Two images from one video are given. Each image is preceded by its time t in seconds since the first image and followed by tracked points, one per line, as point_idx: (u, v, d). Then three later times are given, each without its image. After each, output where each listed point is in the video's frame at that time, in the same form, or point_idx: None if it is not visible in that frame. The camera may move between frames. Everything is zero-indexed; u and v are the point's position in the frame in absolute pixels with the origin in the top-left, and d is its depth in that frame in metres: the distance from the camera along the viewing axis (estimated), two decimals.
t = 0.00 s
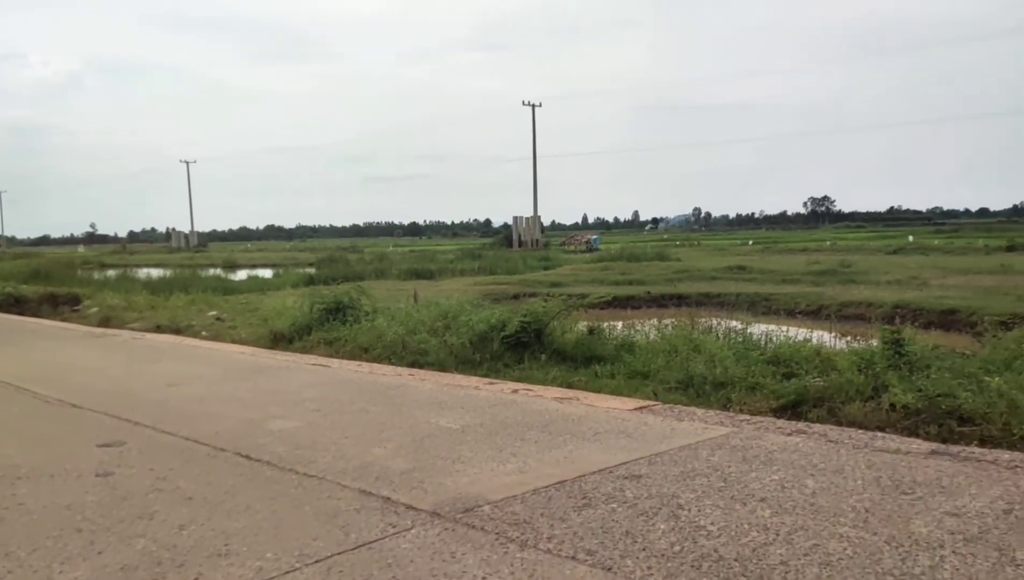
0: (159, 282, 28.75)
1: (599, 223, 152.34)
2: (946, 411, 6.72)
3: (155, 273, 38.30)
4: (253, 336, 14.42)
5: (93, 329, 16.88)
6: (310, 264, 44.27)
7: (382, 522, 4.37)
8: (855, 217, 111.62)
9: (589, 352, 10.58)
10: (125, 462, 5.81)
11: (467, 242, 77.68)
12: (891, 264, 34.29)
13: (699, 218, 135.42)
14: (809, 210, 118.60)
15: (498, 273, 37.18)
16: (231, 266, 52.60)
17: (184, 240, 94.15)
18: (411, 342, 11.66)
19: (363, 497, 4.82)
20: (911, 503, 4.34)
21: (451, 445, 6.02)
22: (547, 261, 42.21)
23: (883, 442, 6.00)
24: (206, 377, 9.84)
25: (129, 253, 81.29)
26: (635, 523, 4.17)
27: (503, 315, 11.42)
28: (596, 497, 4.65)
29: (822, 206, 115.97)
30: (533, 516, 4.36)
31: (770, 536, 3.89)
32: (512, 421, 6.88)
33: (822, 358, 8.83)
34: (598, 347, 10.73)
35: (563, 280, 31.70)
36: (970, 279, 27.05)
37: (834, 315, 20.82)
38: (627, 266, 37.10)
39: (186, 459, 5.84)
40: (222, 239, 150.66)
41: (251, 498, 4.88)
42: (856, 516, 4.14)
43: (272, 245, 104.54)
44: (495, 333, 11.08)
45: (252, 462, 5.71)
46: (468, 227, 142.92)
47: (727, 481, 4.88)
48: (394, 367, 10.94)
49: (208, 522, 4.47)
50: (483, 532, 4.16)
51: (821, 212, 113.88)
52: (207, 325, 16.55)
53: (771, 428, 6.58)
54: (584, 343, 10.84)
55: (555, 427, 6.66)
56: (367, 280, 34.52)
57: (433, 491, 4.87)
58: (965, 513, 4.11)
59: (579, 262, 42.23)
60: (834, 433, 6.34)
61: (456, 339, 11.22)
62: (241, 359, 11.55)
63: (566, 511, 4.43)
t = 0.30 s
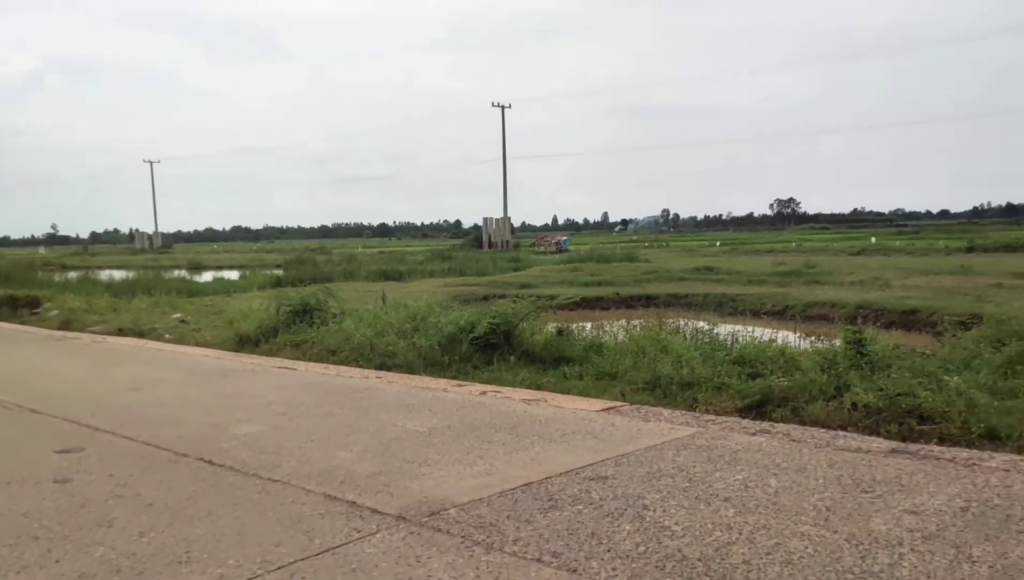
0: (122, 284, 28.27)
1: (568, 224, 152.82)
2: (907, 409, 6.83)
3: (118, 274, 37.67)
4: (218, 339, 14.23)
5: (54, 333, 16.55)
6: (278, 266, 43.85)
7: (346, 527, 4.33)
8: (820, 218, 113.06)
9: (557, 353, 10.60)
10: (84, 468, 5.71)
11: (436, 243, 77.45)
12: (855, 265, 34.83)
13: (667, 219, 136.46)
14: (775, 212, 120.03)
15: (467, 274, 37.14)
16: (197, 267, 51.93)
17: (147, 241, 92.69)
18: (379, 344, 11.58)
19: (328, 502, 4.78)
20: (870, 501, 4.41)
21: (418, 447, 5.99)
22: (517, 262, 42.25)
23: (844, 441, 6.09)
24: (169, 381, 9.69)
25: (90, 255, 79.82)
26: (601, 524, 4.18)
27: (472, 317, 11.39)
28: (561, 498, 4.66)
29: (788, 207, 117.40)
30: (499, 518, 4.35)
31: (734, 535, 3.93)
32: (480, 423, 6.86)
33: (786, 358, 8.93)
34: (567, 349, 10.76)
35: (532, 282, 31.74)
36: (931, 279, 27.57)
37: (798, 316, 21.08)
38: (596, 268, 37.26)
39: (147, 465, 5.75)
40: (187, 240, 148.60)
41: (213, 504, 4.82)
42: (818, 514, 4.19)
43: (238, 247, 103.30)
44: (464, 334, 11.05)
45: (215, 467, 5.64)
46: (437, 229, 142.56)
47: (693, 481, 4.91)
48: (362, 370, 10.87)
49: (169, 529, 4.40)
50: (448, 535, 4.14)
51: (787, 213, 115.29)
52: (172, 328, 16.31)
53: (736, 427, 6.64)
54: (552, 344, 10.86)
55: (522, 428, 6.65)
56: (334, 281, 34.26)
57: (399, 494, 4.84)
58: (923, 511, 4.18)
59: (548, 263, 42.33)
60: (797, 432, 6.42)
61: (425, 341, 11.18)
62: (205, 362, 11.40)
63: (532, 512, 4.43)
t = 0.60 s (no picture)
0: (78, 285, 27.68)
1: (533, 224, 153.10)
2: (862, 407, 6.95)
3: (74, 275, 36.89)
4: (177, 341, 14.00)
5: (6, 336, 16.15)
6: (240, 266, 43.31)
7: (304, 532, 4.29)
8: (781, 219, 114.70)
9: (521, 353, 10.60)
10: (34, 474, 5.58)
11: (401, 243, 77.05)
12: (815, 264, 35.45)
13: (631, 219, 137.42)
14: (737, 212, 121.35)
15: (432, 274, 37.02)
16: (157, 268, 51.05)
17: (105, 241, 90.88)
18: (341, 345, 11.48)
19: (286, 506, 4.72)
20: (825, 497, 4.48)
21: (378, 449, 5.94)
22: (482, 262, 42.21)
23: (801, 438, 6.18)
24: (124, 384, 9.51)
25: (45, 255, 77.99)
26: (560, 524, 4.19)
27: (436, 317, 11.34)
28: (521, 499, 4.65)
29: (749, 207, 118.88)
30: (459, 520, 4.33)
31: (691, 533, 3.96)
32: (441, 424, 6.82)
33: (746, 357, 9.04)
34: (530, 349, 10.76)
35: (498, 282, 31.75)
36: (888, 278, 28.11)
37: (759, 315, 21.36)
38: (561, 267, 37.39)
39: (100, 471, 5.63)
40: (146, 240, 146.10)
41: (168, 510, 4.73)
42: (774, 512, 4.24)
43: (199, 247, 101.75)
44: (427, 335, 11.00)
45: (170, 472, 5.54)
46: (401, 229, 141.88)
47: (652, 480, 4.94)
48: (324, 371, 10.76)
49: (121, 536, 4.31)
50: (408, 538, 4.11)
51: (749, 212, 116.75)
52: (129, 331, 16.02)
53: (696, 426, 6.71)
54: (516, 345, 10.86)
55: (484, 429, 6.63)
56: (297, 282, 33.93)
57: (358, 497, 4.80)
58: (876, 506, 4.25)
59: (513, 263, 42.36)
60: (756, 430, 6.49)
61: (388, 342, 11.11)
62: (162, 366, 11.19)
63: (491, 514, 4.42)
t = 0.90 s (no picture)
0: (17, 288, 26.85)
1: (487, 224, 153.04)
2: (806, 402, 7.07)
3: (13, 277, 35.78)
4: (120, 344, 13.65)
5: None
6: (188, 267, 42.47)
7: (246, 537, 4.21)
8: (730, 220, 116.52)
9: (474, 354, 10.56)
10: None
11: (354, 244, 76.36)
12: (764, 264, 36.10)
13: (584, 220, 138.27)
14: (689, 213, 122.84)
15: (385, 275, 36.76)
16: (101, 269, 49.77)
17: (46, 243, 88.32)
18: (290, 347, 11.31)
19: (228, 511, 4.63)
20: (768, 492, 4.54)
21: (325, 452, 5.85)
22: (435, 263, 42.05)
23: (747, 434, 6.27)
24: (62, 389, 9.24)
25: None
26: (507, 523, 4.18)
27: (387, 318, 11.24)
28: (469, 499, 4.63)
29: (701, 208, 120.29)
30: (405, 521, 4.29)
31: (637, 529, 3.98)
32: (390, 425, 6.76)
33: (695, 355, 9.14)
34: (483, 349, 10.73)
35: (451, 282, 31.67)
36: (834, 278, 28.70)
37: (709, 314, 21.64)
38: (515, 268, 37.43)
39: (34, 478, 5.46)
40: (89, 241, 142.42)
41: (105, 516, 4.61)
42: (718, 506, 4.29)
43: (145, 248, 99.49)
44: (378, 336, 10.89)
45: (108, 478, 5.39)
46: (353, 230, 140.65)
47: (599, 478, 4.96)
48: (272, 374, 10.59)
49: (54, 544, 4.18)
50: (352, 541, 4.06)
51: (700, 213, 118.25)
52: (69, 334, 15.58)
53: (645, 424, 6.75)
54: (469, 345, 10.82)
55: (434, 429, 6.58)
56: (246, 283, 33.39)
57: (302, 501, 4.72)
58: (817, 499, 4.33)
59: (467, 264, 42.31)
60: (703, 427, 6.56)
61: (338, 344, 10.98)
62: (103, 369, 10.90)
63: (438, 514, 4.39)
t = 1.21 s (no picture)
0: None
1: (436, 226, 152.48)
2: (748, 401, 7.17)
3: None
4: (53, 348, 13.21)
5: None
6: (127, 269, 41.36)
7: (180, 546, 4.09)
8: (677, 222, 118.14)
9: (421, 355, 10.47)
10: None
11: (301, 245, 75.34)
12: (710, 265, 36.66)
13: (533, 222, 138.74)
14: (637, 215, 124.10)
15: (332, 276, 36.36)
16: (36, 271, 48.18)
17: None
18: (232, 351, 11.08)
19: (162, 519, 4.50)
20: (710, 490, 4.59)
21: (266, 457, 5.73)
22: (384, 264, 41.74)
23: (690, 433, 6.34)
24: None
25: None
26: (451, 527, 4.14)
27: (333, 320, 11.10)
28: (413, 502, 4.58)
29: (648, 210, 121.67)
30: (347, 527, 4.22)
31: (580, 530, 3.98)
32: (334, 429, 6.65)
33: (641, 355, 9.22)
34: (430, 351, 10.66)
35: (400, 283, 31.45)
36: (776, 279, 29.30)
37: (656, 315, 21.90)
38: (464, 269, 37.36)
39: None
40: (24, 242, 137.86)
41: (32, 527, 4.44)
42: (661, 506, 4.32)
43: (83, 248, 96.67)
44: (323, 338, 10.74)
45: (36, 488, 5.20)
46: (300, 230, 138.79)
47: (545, 479, 4.95)
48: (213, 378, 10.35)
49: None
50: (292, 548, 3.99)
51: (647, 214, 119.63)
52: None
53: (591, 424, 6.78)
54: (416, 347, 10.73)
55: (379, 432, 6.50)
56: (189, 285, 32.69)
57: (241, 508, 4.61)
58: (757, 497, 4.39)
59: (416, 264, 42.10)
60: (648, 427, 6.62)
61: (282, 346, 10.80)
62: (34, 375, 10.54)
63: (381, 519, 4.33)
